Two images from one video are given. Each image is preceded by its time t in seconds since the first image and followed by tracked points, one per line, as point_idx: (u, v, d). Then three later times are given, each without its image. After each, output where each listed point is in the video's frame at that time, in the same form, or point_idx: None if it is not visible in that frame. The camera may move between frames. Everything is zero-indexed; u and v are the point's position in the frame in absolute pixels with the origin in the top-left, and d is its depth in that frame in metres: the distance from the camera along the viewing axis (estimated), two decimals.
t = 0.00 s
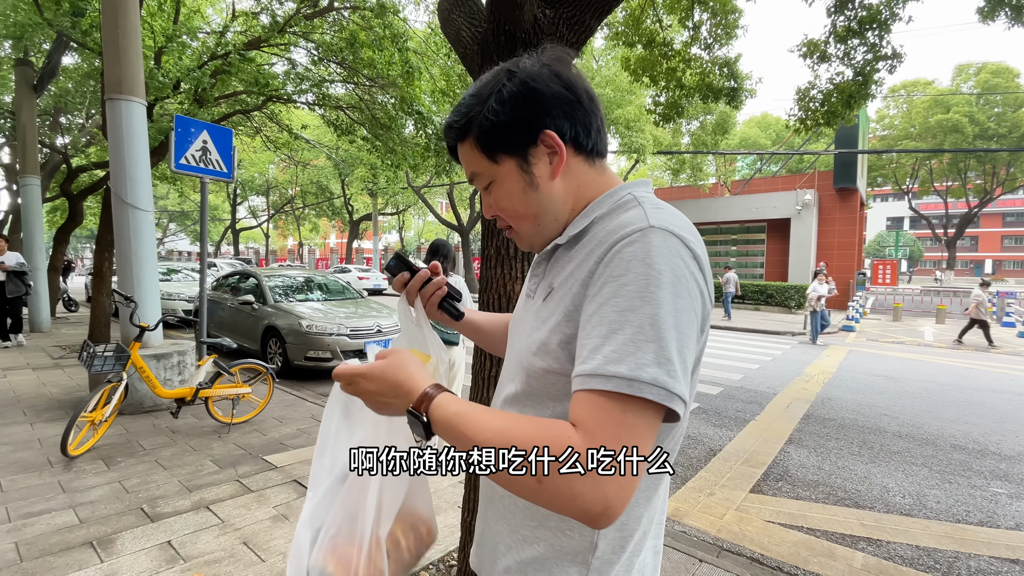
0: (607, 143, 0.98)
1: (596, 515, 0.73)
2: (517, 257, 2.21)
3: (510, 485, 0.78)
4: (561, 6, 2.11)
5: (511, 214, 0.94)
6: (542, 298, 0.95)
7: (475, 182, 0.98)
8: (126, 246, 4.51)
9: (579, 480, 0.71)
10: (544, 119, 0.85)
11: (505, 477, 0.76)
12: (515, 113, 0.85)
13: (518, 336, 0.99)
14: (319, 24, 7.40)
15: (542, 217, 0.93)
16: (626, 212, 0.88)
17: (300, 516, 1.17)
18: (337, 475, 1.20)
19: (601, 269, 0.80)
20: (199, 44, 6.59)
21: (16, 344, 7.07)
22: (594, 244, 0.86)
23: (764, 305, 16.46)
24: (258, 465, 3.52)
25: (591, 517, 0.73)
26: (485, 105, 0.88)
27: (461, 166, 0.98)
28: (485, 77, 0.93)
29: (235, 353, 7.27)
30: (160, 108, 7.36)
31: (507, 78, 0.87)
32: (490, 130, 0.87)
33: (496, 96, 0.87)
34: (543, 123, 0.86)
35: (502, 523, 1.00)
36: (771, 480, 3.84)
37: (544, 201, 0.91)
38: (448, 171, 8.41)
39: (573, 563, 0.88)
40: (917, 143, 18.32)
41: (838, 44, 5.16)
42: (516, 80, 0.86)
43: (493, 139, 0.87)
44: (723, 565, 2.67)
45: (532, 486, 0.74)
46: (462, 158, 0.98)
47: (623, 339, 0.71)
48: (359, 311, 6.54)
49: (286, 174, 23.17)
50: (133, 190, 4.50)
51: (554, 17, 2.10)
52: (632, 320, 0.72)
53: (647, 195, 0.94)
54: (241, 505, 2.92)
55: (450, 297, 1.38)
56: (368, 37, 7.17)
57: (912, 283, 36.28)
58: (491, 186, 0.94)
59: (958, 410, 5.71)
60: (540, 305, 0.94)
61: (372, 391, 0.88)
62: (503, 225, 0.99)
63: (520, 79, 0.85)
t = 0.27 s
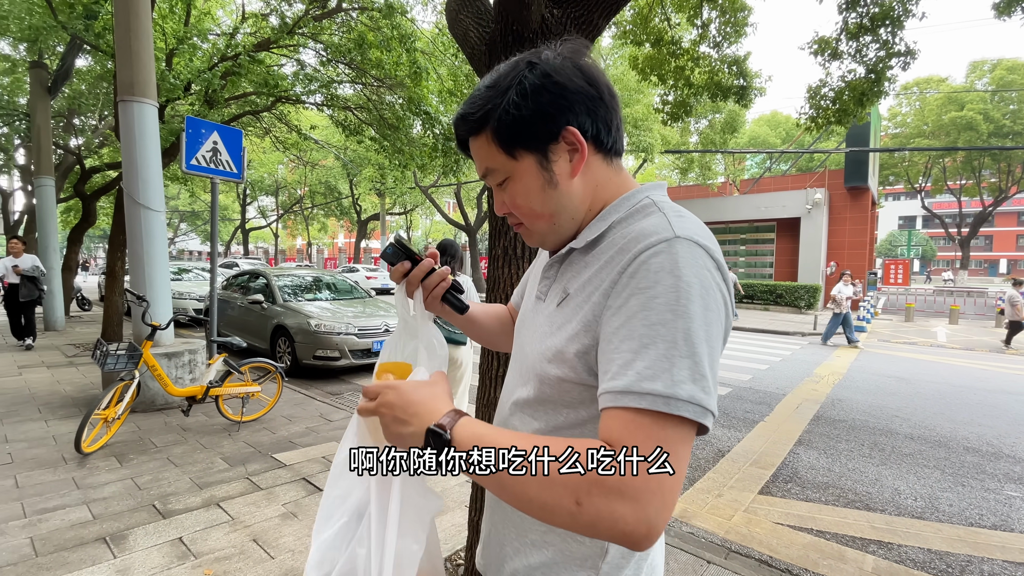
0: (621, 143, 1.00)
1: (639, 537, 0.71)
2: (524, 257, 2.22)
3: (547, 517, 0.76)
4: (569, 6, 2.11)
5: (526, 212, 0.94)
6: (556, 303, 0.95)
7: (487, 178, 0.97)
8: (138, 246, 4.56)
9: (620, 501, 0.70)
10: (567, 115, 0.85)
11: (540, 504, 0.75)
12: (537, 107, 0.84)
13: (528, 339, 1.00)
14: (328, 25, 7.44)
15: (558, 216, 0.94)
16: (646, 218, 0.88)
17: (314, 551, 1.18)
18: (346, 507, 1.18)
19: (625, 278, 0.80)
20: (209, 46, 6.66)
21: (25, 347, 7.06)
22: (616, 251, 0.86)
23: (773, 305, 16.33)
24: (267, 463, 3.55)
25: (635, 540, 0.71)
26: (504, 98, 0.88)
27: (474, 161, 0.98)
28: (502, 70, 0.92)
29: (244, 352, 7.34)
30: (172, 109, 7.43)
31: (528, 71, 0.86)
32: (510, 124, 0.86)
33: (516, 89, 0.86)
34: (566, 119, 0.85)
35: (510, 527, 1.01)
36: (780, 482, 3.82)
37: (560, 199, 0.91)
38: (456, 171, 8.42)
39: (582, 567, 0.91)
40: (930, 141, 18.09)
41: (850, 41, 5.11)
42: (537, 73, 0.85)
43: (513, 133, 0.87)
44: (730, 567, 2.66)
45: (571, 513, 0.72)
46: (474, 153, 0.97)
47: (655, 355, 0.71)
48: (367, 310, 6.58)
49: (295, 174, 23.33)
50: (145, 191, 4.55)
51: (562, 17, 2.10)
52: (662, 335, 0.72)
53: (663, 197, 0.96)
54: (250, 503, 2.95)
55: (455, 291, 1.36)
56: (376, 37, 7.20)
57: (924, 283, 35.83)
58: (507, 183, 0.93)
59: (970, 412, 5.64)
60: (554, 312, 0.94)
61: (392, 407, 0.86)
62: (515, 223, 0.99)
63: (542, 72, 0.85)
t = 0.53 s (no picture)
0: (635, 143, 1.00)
1: (674, 563, 0.71)
2: (531, 258, 2.22)
3: (575, 546, 0.76)
4: (576, 6, 2.11)
5: (541, 214, 0.94)
6: (568, 310, 0.95)
7: (499, 177, 0.97)
8: (150, 246, 4.61)
9: (653, 530, 0.70)
10: (585, 114, 0.85)
11: (570, 534, 0.75)
12: (555, 106, 0.84)
13: (538, 345, 1.00)
14: (337, 26, 7.49)
15: (573, 219, 0.94)
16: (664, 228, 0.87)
17: (323, 560, 1.20)
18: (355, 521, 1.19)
19: (642, 294, 0.79)
20: (220, 48, 6.73)
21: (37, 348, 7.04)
22: (632, 261, 0.85)
23: (783, 305, 16.19)
24: (277, 461, 3.58)
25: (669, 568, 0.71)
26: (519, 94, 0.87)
27: (485, 160, 0.97)
28: (515, 66, 0.91)
29: (254, 351, 7.40)
30: (183, 111, 7.51)
31: (544, 69, 0.86)
32: (527, 123, 0.86)
33: (532, 86, 0.86)
34: (584, 118, 0.85)
35: (518, 531, 1.02)
36: (790, 483, 3.78)
37: (576, 201, 0.92)
38: (463, 172, 8.44)
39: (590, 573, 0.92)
40: (943, 139, 17.85)
41: (862, 38, 5.06)
42: (554, 69, 0.85)
43: (529, 133, 0.86)
44: (739, 569, 2.64)
45: (603, 543, 0.72)
46: (486, 151, 0.96)
47: (679, 379, 0.71)
48: (375, 310, 6.61)
49: (304, 175, 23.49)
50: (157, 192, 4.60)
51: (569, 17, 2.10)
52: (686, 357, 0.71)
53: (676, 201, 0.96)
54: (260, 501, 2.97)
55: (467, 286, 1.37)
56: (384, 39, 7.24)
57: (937, 283, 35.31)
58: (521, 184, 0.93)
59: (985, 414, 5.56)
60: (566, 320, 0.94)
61: (416, 431, 0.87)
62: (527, 224, 0.99)
63: (560, 68, 0.85)
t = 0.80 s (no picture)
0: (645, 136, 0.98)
1: (657, 565, 0.72)
2: (535, 255, 2.21)
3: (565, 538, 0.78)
4: None
5: (547, 213, 0.93)
6: (574, 307, 0.94)
7: (505, 176, 0.96)
8: (157, 244, 4.64)
9: (637, 532, 0.72)
10: (593, 111, 0.84)
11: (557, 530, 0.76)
12: (562, 102, 0.83)
13: (545, 343, 0.99)
14: (341, 23, 7.48)
15: (581, 218, 0.93)
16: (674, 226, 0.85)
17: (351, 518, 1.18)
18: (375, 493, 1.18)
19: (647, 294, 0.78)
20: (225, 47, 6.75)
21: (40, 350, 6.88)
22: (639, 261, 0.84)
23: (790, 302, 16.08)
24: (283, 458, 3.59)
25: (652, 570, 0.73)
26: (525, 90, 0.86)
27: (491, 157, 0.96)
28: (520, 58, 0.89)
29: (261, 348, 7.44)
30: (189, 110, 7.53)
31: (550, 63, 0.84)
32: (534, 120, 0.85)
33: (537, 81, 0.84)
34: (592, 115, 0.84)
35: (523, 531, 1.02)
36: (797, 482, 3.76)
37: (583, 200, 0.91)
38: (468, 169, 8.42)
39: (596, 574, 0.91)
40: (953, 134, 17.65)
41: (870, 32, 5.01)
42: (561, 63, 0.84)
43: (536, 130, 0.85)
44: (745, 568, 2.62)
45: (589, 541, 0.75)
46: (491, 147, 0.95)
47: (683, 388, 0.71)
48: (380, 307, 6.62)
49: (309, 173, 23.56)
50: (163, 190, 4.63)
51: (573, 11, 2.08)
52: (691, 366, 0.71)
53: (684, 197, 0.94)
54: (266, 497, 2.99)
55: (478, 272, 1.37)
56: (389, 35, 7.23)
57: (947, 279, 34.96)
58: (528, 182, 0.92)
59: (994, 412, 5.50)
60: (572, 318, 0.92)
61: (422, 421, 0.88)
62: (534, 222, 0.98)
63: (567, 62, 0.83)
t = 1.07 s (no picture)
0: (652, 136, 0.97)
1: (638, 556, 0.73)
2: (540, 255, 2.21)
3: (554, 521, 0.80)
4: None
5: (554, 214, 0.93)
6: (578, 306, 0.94)
7: (512, 178, 0.96)
8: (165, 245, 4.67)
9: (620, 523, 0.72)
10: (597, 114, 0.83)
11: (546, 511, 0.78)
12: (566, 106, 0.83)
13: (551, 344, 0.98)
14: (347, 24, 7.50)
15: (586, 219, 0.93)
16: (677, 225, 0.84)
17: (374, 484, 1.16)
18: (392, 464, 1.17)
19: (645, 290, 0.78)
20: (232, 49, 6.79)
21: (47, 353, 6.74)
22: (639, 259, 0.83)
23: (797, 301, 15.98)
24: (289, 458, 3.61)
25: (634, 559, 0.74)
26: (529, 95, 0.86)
27: (497, 160, 0.96)
28: (525, 63, 0.89)
29: (268, 348, 7.47)
30: (196, 112, 7.59)
31: (554, 67, 0.84)
32: (539, 124, 0.85)
33: (541, 85, 0.84)
34: (596, 118, 0.84)
35: (530, 530, 1.01)
36: (804, 483, 3.74)
37: (589, 201, 0.90)
38: (473, 169, 8.42)
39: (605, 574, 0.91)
40: (963, 132, 17.47)
41: (878, 29, 4.96)
42: (565, 66, 0.83)
43: (541, 134, 0.85)
44: (752, 569, 2.61)
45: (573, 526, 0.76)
46: (498, 149, 0.95)
47: (673, 384, 0.71)
48: (386, 307, 6.64)
49: (316, 174, 23.66)
50: (171, 192, 4.66)
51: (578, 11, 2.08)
52: (683, 362, 0.71)
53: (690, 196, 0.93)
54: (273, 497, 3.00)
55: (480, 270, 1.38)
56: (394, 36, 7.24)
57: (957, 278, 34.64)
58: (534, 184, 0.92)
59: (1005, 412, 5.44)
60: (576, 316, 0.92)
61: (433, 400, 0.90)
62: (540, 223, 0.98)
63: (571, 66, 0.83)
